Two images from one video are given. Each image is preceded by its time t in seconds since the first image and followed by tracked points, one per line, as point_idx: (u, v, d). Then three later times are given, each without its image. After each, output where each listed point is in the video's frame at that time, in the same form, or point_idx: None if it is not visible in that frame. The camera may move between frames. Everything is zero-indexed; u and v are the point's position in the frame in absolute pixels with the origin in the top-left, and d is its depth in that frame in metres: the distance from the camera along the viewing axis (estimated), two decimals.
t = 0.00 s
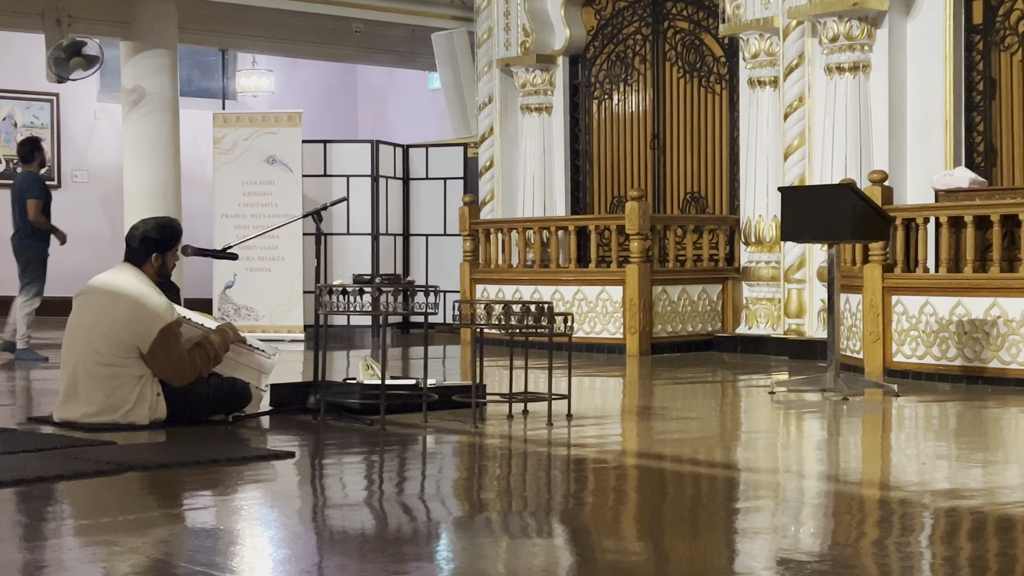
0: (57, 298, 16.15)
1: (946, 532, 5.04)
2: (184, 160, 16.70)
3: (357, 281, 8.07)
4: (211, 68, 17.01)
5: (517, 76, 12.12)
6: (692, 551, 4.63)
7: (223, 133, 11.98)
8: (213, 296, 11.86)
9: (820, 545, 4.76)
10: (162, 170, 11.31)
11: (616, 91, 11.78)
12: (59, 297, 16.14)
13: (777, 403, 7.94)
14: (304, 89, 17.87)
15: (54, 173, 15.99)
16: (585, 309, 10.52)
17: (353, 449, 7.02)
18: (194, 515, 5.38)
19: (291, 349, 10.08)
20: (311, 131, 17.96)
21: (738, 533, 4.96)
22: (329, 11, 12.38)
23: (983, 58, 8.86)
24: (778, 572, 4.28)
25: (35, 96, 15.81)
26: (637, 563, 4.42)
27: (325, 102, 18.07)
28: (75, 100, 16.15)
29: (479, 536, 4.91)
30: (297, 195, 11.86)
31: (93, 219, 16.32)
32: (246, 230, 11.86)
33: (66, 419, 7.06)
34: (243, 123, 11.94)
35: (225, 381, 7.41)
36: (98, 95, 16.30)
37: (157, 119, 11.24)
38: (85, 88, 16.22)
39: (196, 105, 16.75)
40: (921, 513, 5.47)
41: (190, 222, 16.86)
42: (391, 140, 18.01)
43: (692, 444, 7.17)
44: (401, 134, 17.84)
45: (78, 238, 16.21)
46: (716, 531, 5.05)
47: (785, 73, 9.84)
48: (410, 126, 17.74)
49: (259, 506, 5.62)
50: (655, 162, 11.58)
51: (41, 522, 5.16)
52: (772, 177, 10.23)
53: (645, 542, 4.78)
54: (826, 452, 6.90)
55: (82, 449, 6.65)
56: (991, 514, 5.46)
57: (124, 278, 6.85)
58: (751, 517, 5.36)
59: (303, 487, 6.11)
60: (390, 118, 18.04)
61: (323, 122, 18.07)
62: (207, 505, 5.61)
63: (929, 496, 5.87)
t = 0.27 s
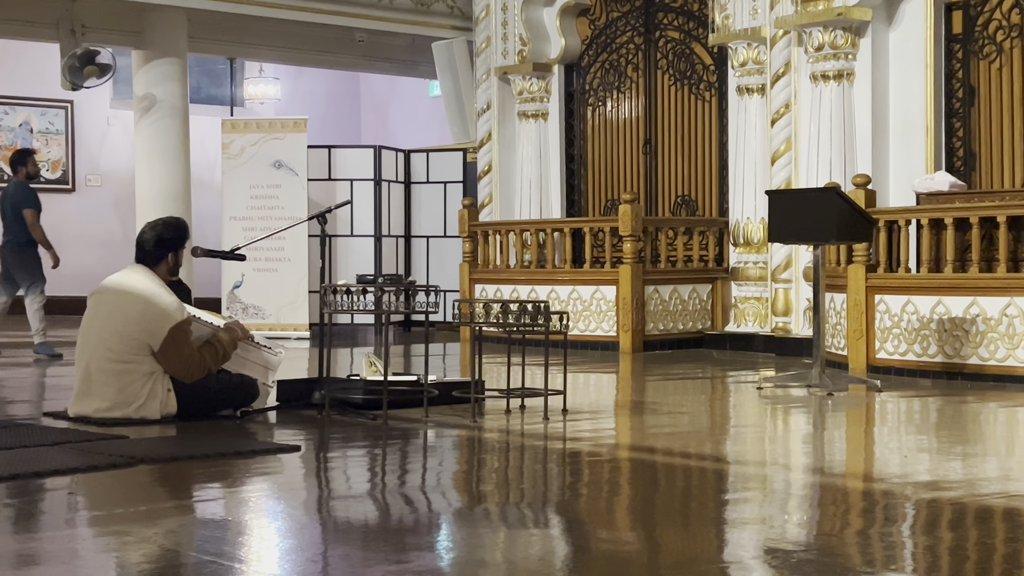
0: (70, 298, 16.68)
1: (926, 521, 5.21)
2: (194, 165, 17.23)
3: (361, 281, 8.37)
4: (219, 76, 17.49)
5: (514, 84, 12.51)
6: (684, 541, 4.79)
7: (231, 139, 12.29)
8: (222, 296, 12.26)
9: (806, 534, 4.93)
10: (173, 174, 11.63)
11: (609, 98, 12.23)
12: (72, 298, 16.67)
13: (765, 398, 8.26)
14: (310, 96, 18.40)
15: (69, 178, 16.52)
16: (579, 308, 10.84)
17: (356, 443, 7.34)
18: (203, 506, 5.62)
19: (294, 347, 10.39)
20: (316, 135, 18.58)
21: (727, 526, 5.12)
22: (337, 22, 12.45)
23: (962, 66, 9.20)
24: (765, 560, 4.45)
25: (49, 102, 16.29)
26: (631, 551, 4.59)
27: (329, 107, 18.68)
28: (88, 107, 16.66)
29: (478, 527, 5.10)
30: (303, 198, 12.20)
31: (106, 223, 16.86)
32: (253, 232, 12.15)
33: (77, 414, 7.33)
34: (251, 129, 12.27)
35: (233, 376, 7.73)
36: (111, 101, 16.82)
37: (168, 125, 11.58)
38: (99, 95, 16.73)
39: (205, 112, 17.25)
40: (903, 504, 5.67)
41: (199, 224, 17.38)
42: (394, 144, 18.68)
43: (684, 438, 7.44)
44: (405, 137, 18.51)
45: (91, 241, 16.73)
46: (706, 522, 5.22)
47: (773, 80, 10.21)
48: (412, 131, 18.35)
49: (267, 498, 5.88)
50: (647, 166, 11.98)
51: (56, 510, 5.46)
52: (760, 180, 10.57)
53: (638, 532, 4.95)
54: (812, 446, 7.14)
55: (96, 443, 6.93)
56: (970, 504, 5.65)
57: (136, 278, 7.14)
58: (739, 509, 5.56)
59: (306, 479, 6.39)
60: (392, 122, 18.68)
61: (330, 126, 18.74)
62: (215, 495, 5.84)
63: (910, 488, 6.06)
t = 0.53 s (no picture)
0: (96, 295, 18.44)
1: (900, 507, 4.93)
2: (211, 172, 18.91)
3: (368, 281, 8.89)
4: (234, 89, 19.04)
5: (511, 95, 13.42)
6: (669, 525, 4.55)
7: (246, 147, 13.13)
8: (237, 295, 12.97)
9: (788, 519, 4.67)
10: (190, 179, 12.70)
11: (601, 109, 13.06)
12: (98, 295, 18.43)
13: (747, 391, 8.78)
14: (321, 108, 19.97)
15: (94, 184, 18.33)
16: (573, 306, 11.39)
17: (364, 433, 7.67)
18: (220, 493, 5.41)
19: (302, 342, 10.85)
20: (326, 143, 20.16)
21: (711, 510, 4.85)
22: (340, 37, 13.33)
23: (931, 78, 10.06)
24: (747, 543, 4.22)
25: (76, 114, 18.04)
26: (621, 535, 4.36)
27: (339, 120, 20.23)
28: (112, 118, 18.43)
29: (478, 512, 4.90)
30: (313, 203, 13.03)
31: (129, 226, 18.70)
32: (266, 235, 13.03)
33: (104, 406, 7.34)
34: (264, 138, 13.09)
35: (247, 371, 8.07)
36: (134, 113, 18.63)
37: (187, 134, 12.66)
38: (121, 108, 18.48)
39: (220, 122, 18.82)
40: (879, 490, 5.35)
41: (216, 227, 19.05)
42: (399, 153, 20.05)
43: (671, 427, 7.78)
44: (409, 146, 19.86)
45: (116, 243, 18.59)
46: (691, 507, 4.96)
47: (755, 92, 10.84)
48: (414, 138, 19.82)
49: (280, 486, 5.68)
50: (637, 173, 12.80)
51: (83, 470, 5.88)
52: (743, 186, 11.17)
53: (629, 517, 4.71)
54: (792, 435, 7.33)
55: (115, 434, 6.89)
56: (943, 490, 5.35)
57: (157, 280, 7.09)
58: (724, 494, 5.26)
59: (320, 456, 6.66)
60: (398, 133, 20.05)
61: (339, 135, 20.28)
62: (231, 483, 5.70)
63: (886, 475, 5.79)
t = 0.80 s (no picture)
0: (105, 296, 18.75)
1: (884, 499, 5.07)
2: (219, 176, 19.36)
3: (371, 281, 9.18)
4: (242, 94, 19.47)
5: (510, 101, 13.74)
6: (665, 516, 4.71)
7: (253, 152, 13.45)
8: (244, 294, 13.32)
9: (776, 510, 4.84)
10: (199, 183, 13.02)
11: (597, 114, 13.38)
12: (107, 295, 18.75)
13: (739, 387, 9.07)
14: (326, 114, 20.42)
15: (105, 187, 18.64)
16: (570, 305, 11.70)
17: (367, 427, 7.74)
18: (229, 485, 5.35)
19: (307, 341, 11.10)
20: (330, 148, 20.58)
21: (703, 502, 5.03)
22: (344, 44, 13.68)
23: (914, 85, 10.43)
24: (738, 533, 4.38)
25: (89, 119, 18.43)
26: (616, 525, 4.53)
27: (343, 125, 20.65)
28: (125, 124, 18.84)
29: (478, 503, 4.99)
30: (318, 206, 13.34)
31: (138, 227, 19.03)
32: (273, 238, 13.34)
33: (115, 403, 7.39)
34: (271, 143, 13.42)
35: (255, 367, 7.90)
36: (145, 118, 19.03)
37: (196, 138, 12.98)
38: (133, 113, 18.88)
39: (229, 127, 19.27)
40: (863, 482, 5.50)
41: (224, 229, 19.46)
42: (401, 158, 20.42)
43: (664, 422, 8.07)
44: (411, 151, 20.21)
45: (125, 244, 18.91)
46: (684, 498, 5.13)
47: (745, 99, 11.18)
48: (416, 144, 20.15)
49: (286, 479, 5.59)
50: (631, 176, 13.15)
51: (98, 450, 6.15)
52: (734, 189, 11.52)
53: (623, 509, 4.86)
54: (781, 430, 7.60)
55: (125, 428, 6.85)
56: (924, 481, 5.51)
57: (168, 279, 7.18)
58: (715, 486, 5.45)
59: (326, 442, 6.91)
60: (400, 138, 20.42)
61: (342, 140, 20.70)
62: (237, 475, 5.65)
63: (870, 467, 5.92)
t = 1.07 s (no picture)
0: (104, 295, 18.74)
1: (884, 497, 5.08)
2: (218, 175, 19.37)
3: (369, 280, 9.16)
4: (240, 94, 19.48)
5: (508, 100, 13.69)
6: (664, 515, 4.71)
7: (251, 151, 13.44)
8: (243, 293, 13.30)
9: (776, 509, 4.83)
10: (198, 183, 13.01)
11: (596, 113, 13.39)
12: (107, 294, 18.75)
13: (738, 385, 9.07)
14: (325, 113, 20.45)
15: (104, 186, 18.63)
16: (569, 303, 11.70)
17: (366, 426, 7.74)
18: (228, 485, 5.35)
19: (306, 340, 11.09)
20: (329, 147, 20.59)
21: (702, 500, 5.03)
22: (343, 43, 13.66)
23: (914, 84, 10.43)
24: (737, 532, 4.38)
25: (87, 118, 18.41)
26: (616, 524, 4.53)
27: (342, 124, 20.66)
28: (123, 122, 18.83)
29: (477, 503, 4.98)
30: (317, 204, 13.34)
31: (137, 227, 19.02)
32: (272, 236, 13.34)
33: (114, 401, 7.39)
34: (270, 142, 13.42)
35: (254, 366, 7.83)
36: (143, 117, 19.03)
37: (194, 138, 12.96)
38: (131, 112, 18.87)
39: (228, 126, 19.30)
40: (863, 480, 5.50)
41: (223, 229, 19.46)
42: (400, 157, 20.40)
43: (663, 421, 8.06)
44: (411, 150, 20.19)
45: (125, 243, 18.90)
46: (683, 497, 5.13)
47: (744, 97, 11.17)
48: (415, 142, 20.12)
49: (285, 478, 5.58)
50: (630, 175, 13.15)
51: (96, 449, 6.15)
52: (733, 188, 11.52)
53: (622, 507, 4.86)
54: (780, 428, 7.60)
55: (123, 427, 6.84)
56: (925, 480, 5.50)
57: (166, 277, 7.18)
58: (715, 484, 5.44)
59: (325, 441, 6.90)
60: (399, 137, 20.40)
61: (341, 138, 20.70)
62: (236, 475, 5.64)
63: (869, 466, 5.91)
